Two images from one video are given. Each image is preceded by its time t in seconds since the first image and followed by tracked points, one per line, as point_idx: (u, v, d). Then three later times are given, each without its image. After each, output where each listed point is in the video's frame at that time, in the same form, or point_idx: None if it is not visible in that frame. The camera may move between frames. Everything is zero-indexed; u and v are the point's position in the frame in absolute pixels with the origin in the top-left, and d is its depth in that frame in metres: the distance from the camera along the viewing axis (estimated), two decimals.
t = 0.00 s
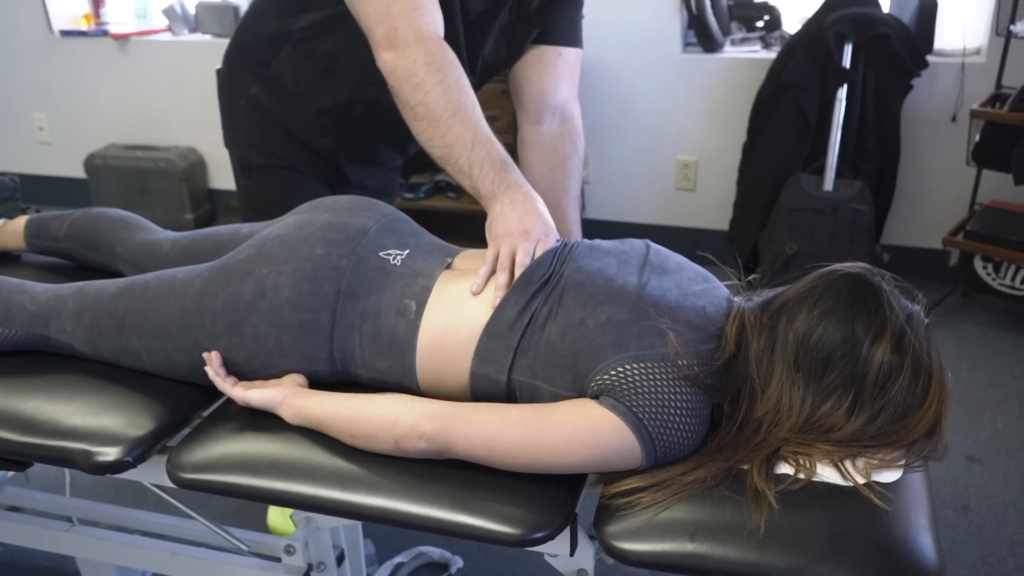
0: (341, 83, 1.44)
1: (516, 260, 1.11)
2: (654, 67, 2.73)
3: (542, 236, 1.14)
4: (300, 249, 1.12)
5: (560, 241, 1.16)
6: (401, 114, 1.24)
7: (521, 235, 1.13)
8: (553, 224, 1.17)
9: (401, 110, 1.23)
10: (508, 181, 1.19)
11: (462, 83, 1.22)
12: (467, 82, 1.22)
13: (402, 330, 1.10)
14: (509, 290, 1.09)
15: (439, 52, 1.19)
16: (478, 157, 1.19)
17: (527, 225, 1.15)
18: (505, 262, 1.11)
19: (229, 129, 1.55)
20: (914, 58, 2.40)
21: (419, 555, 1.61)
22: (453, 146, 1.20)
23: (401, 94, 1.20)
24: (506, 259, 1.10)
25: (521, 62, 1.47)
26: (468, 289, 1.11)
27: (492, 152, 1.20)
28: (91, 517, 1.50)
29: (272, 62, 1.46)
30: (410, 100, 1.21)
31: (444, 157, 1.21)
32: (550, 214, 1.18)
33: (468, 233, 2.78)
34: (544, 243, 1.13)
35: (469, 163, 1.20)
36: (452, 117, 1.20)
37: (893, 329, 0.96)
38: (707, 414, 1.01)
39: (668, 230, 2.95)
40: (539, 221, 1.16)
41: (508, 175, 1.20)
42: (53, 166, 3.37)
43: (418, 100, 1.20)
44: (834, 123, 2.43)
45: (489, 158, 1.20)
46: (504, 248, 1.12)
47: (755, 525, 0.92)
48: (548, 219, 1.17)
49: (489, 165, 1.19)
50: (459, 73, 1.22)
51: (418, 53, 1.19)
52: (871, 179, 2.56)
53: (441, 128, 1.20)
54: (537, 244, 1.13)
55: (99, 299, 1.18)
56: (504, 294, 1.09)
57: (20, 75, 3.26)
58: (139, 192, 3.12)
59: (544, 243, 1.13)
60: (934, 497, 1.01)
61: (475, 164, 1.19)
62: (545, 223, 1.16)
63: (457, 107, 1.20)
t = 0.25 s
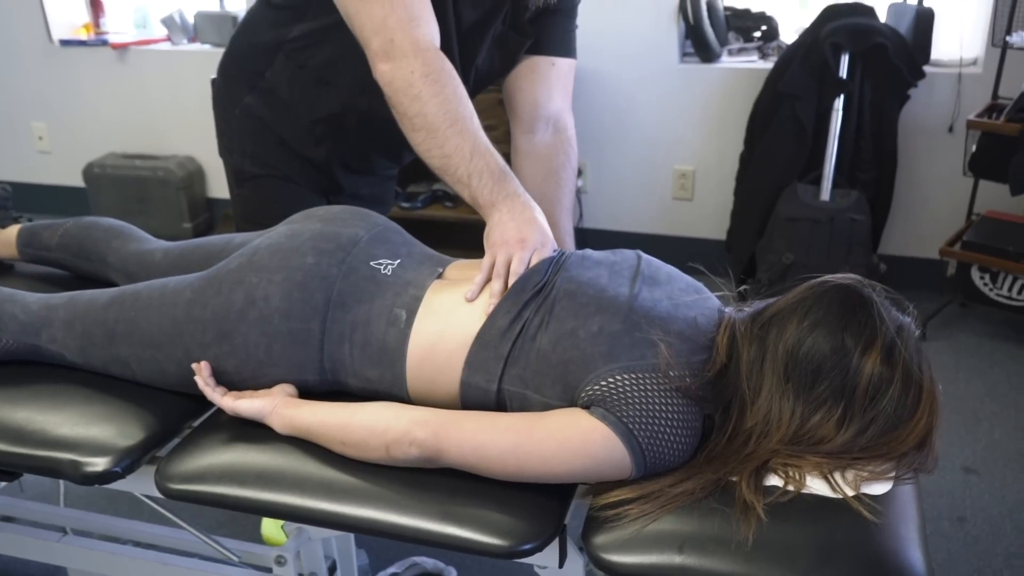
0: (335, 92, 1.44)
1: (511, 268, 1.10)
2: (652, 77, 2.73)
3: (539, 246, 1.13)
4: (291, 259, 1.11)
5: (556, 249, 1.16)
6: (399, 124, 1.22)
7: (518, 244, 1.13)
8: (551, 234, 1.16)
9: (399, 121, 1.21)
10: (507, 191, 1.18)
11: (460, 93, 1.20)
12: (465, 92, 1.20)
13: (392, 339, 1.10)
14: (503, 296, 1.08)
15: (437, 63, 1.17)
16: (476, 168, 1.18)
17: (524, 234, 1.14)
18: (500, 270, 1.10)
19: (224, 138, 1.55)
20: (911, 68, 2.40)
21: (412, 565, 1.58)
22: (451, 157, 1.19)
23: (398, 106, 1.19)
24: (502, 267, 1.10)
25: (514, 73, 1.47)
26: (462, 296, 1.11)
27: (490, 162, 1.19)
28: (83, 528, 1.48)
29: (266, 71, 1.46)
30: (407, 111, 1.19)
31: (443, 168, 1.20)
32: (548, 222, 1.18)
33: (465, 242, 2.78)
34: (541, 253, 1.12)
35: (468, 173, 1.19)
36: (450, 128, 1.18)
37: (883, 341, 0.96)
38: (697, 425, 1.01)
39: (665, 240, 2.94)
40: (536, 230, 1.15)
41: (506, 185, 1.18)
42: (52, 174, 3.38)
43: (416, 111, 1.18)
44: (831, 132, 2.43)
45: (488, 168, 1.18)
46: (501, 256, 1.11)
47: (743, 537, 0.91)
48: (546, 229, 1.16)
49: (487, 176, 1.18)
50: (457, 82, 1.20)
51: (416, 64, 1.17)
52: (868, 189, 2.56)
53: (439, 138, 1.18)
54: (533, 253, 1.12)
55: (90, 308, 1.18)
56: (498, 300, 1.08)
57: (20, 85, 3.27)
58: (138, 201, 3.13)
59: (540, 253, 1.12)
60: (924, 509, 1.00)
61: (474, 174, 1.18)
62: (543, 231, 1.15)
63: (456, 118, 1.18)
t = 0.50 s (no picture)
0: (332, 101, 1.43)
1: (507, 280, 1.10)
2: (652, 90, 2.73)
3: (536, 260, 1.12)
4: (281, 267, 1.10)
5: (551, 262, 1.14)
6: (399, 140, 1.21)
7: (513, 258, 1.12)
8: (548, 248, 1.15)
9: (399, 136, 1.21)
10: (506, 207, 1.16)
11: (459, 109, 1.19)
12: (464, 108, 1.19)
13: (381, 350, 1.09)
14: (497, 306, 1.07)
15: (436, 79, 1.17)
16: (475, 184, 1.16)
17: (521, 248, 1.13)
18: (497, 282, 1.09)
19: (219, 145, 1.55)
20: (912, 84, 2.38)
21: None
22: (451, 173, 1.17)
23: (398, 121, 1.18)
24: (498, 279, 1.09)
25: (510, 84, 1.47)
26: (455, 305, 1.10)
27: (490, 178, 1.17)
28: (71, 535, 1.47)
29: (263, 78, 1.45)
30: (407, 127, 1.18)
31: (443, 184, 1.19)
32: (548, 237, 1.16)
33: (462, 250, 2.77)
34: (537, 266, 1.11)
35: (467, 189, 1.17)
36: (449, 144, 1.17)
37: (874, 362, 0.95)
38: (686, 444, 1.00)
39: (663, 251, 2.94)
40: (533, 245, 1.14)
41: (506, 201, 1.17)
42: (51, 175, 3.38)
43: (415, 127, 1.18)
44: (830, 147, 2.42)
45: (487, 184, 1.17)
46: (497, 270, 1.11)
47: (729, 558, 0.91)
48: (543, 244, 1.15)
49: (487, 193, 1.16)
50: (456, 98, 1.19)
51: (415, 79, 1.17)
52: (867, 204, 2.56)
53: (439, 154, 1.17)
54: (528, 268, 1.11)
55: (79, 314, 1.18)
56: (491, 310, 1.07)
57: (22, 85, 3.27)
58: (137, 204, 3.13)
59: (536, 267, 1.11)
60: (912, 533, 1.00)
61: (473, 191, 1.16)
62: (540, 246, 1.14)
63: (455, 133, 1.17)
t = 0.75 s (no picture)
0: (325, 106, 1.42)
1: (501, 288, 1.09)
2: (650, 98, 2.73)
3: (531, 267, 1.11)
4: (270, 274, 1.09)
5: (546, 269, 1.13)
6: (396, 150, 1.21)
7: (508, 267, 1.11)
8: (543, 257, 1.14)
9: (395, 146, 1.20)
10: (502, 217, 1.15)
11: (456, 118, 1.18)
12: (461, 117, 1.18)
13: (370, 358, 1.07)
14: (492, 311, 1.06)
15: (432, 88, 1.17)
16: (471, 194, 1.15)
17: (515, 257, 1.12)
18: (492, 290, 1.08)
19: (212, 150, 1.54)
20: (910, 94, 2.38)
21: None
22: (447, 183, 1.16)
23: (394, 131, 1.18)
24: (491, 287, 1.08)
25: (504, 91, 1.46)
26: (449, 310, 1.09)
27: (486, 189, 1.16)
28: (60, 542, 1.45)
29: (256, 83, 1.45)
30: (404, 137, 1.18)
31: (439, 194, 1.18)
32: (544, 247, 1.15)
33: (459, 257, 2.76)
34: (531, 275, 1.10)
35: (463, 199, 1.16)
36: (446, 154, 1.16)
37: (866, 374, 0.94)
38: (676, 457, 0.99)
39: (659, 259, 2.93)
40: (528, 254, 1.13)
41: (502, 211, 1.15)
42: (48, 178, 3.37)
43: (412, 137, 1.17)
44: (828, 156, 2.41)
45: (484, 194, 1.15)
46: (492, 279, 1.10)
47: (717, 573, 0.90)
48: (539, 253, 1.14)
49: (483, 203, 1.15)
50: (453, 108, 1.18)
51: (411, 89, 1.16)
52: (865, 214, 2.55)
53: (435, 164, 1.16)
54: (523, 277, 1.10)
55: (66, 319, 1.17)
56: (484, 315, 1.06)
57: (19, 88, 3.27)
58: (133, 208, 3.12)
59: (531, 275, 1.10)
60: (903, 548, 0.98)
61: (469, 201, 1.15)
62: (535, 255, 1.13)
63: (451, 143, 1.16)
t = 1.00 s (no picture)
0: (311, 111, 1.41)
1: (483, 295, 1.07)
2: (644, 104, 2.72)
3: (514, 273, 1.10)
4: (249, 280, 1.08)
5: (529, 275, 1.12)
6: (381, 157, 1.19)
7: (491, 274, 1.10)
8: (528, 265, 1.12)
9: (381, 153, 1.19)
10: (487, 225, 1.14)
11: (442, 126, 1.17)
12: (447, 124, 1.17)
13: (350, 364, 1.06)
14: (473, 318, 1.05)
15: (419, 95, 1.15)
16: (456, 203, 1.14)
17: (499, 264, 1.11)
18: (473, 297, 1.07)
19: (199, 154, 1.53)
20: (903, 100, 2.38)
21: None
22: (433, 191, 1.15)
23: (380, 138, 1.16)
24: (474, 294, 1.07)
25: (490, 96, 1.46)
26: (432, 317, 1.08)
27: (472, 197, 1.14)
28: (44, 549, 1.43)
29: (242, 88, 1.44)
30: (389, 145, 1.16)
31: (425, 202, 1.16)
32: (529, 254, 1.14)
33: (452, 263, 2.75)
34: (515, 280, 1.09)
35: (449, 208, 1.14)
36: (432, 161, 1.15)
37: (850, 382, 0.93)
38: (658, 466, 0.98)
39: (653, 265, 2.92)
40: (512, 261, 1.12)
41: (488, 219, 1.14)
42: (41, 183, 3.36)
43: (397, 144, 1.16)
44: (821, 163, 2.40)
45: (469, 202, 1.14)
46: (475, 285, 1.09)
47: None
48: (524, 261, 1.12)
49: (468, 211, 1.14)
50: (439, 115, 1.17)
51: (397, 96, 1.15)
52: (859, 221, 2.54)
53: (420, 172, 1.15)
54: (506, 283, 1.09)
55: (46, 325, 1.15)
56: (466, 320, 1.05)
57: (12, 92, 3.26)
58: (126, 213, 3.11)
59: (514, 281, 1.09)
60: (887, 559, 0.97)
61: (454, 209, 1.14)
62: (518, 262, 1.12)
63: (437, 151, 1.15)
